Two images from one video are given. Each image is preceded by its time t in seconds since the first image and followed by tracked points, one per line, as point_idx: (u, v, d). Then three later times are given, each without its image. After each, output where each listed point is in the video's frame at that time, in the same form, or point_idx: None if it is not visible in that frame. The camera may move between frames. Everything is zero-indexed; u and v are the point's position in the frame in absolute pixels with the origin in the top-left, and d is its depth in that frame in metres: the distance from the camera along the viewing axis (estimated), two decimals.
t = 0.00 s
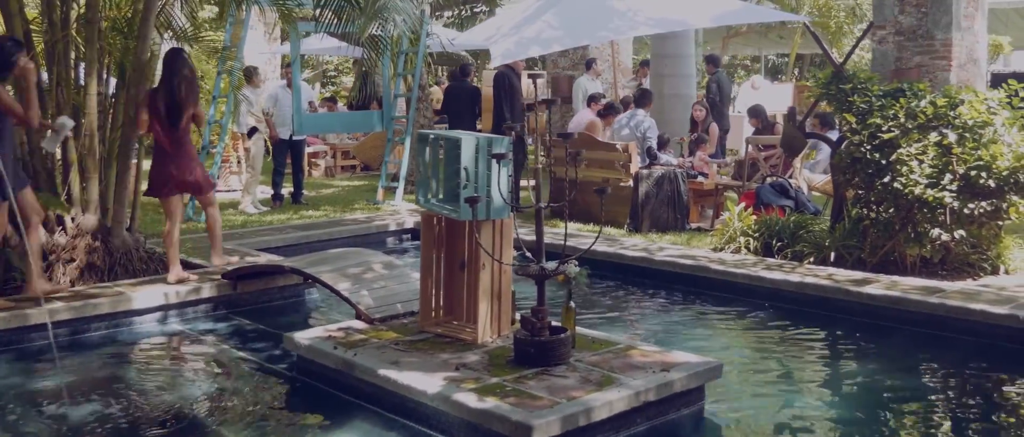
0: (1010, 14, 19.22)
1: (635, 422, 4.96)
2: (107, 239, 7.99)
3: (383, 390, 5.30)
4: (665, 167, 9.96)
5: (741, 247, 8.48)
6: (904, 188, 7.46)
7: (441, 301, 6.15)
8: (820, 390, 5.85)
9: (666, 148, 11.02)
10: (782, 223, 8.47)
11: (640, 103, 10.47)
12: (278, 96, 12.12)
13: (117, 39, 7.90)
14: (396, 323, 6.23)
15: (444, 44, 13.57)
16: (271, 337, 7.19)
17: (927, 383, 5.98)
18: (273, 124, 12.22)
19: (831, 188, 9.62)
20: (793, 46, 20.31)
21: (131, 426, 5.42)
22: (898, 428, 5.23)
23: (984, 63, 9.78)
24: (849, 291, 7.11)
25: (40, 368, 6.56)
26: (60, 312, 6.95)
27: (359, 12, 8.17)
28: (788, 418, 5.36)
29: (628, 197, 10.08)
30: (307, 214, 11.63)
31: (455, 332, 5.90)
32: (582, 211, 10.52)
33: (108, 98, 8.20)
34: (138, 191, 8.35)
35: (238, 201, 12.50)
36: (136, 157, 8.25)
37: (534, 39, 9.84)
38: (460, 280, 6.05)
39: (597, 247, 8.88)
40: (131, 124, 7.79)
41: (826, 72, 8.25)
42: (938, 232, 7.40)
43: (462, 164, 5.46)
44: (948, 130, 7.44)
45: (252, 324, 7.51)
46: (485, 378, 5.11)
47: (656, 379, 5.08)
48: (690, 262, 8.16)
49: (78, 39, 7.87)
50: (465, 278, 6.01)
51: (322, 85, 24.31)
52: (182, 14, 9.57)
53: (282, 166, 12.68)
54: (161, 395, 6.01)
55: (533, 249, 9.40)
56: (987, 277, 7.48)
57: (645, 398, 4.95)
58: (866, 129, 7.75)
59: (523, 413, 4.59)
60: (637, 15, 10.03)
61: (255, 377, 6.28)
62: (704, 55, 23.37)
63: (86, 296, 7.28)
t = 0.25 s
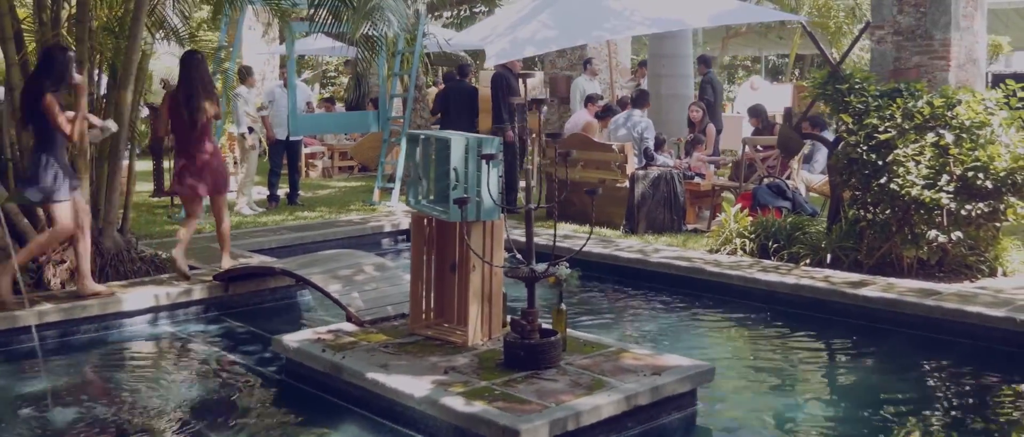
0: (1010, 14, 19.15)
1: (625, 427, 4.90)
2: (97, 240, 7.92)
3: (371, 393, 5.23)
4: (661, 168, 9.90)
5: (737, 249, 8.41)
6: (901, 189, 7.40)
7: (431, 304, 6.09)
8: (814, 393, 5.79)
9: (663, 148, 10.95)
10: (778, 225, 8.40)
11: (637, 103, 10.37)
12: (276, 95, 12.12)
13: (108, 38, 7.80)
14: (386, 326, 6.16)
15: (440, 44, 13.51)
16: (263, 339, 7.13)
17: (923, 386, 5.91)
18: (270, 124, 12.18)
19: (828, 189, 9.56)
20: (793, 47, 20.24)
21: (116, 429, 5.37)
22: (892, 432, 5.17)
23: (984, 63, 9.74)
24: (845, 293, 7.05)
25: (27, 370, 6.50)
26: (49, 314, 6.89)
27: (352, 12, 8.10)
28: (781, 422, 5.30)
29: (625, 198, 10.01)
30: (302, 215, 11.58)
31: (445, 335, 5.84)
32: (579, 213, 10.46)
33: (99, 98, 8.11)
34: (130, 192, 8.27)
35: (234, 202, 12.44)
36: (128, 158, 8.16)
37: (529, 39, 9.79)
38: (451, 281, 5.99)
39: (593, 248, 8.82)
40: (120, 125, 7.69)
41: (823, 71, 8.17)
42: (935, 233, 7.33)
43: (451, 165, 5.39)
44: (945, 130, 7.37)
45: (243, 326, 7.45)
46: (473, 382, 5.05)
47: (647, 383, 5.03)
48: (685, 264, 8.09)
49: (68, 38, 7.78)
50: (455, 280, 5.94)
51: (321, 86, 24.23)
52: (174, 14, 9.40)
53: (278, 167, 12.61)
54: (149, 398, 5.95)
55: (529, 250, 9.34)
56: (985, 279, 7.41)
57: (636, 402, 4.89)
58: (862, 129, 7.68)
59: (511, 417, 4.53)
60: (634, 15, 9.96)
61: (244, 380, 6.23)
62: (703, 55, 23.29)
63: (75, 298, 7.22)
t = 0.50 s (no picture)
0: (1011, 14, 19.07)
1: (615, 431, 4.84)
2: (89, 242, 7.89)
3: (359, 397, 5.18)
4: (658, 169, 9.84)
5: (734, 250, 8.35)
6: (897, 190, 7.33)
7: (423, 306, 6.03)
8: (808, 397, 5.72)
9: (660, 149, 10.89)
10: (775, 226, 8.33)
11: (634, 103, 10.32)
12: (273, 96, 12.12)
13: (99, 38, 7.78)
14: (377, 328, 6.10)
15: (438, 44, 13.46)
16: (254, 342, 7.07)
17: (919, 390, 5.85)
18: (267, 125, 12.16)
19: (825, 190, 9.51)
20: (793, 47, 20.17)
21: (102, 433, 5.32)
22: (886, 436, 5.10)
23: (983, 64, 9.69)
24: (841, 295, 6.98)
25: (15, 373, 6.46)
26: (38, 316, 6.85)
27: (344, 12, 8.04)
28: (774, 426, 5.23)
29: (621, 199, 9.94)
30: (298, 216, 11.53)
31: (436, 338, 5.78)
32: (575, 214, 10.39)
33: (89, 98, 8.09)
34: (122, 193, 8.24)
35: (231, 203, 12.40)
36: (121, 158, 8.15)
37: (525, 39, 9.75)
38: (441, 284, 5.93)
39: (588, 250, 8.76)
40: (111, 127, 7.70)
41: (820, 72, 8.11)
42: (932, 235, 7.26)
43: (441, 165, 5.35)
44: (942, 131, 7.30)
45: (235, 328, 7.39)
46: (462, 385, 4.99)
47: (638, 387, 4.96)
48: (681, 266, 8.03)
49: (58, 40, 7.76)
50: (446, 282, 5.88)
51: (321, 86, 24.17)
52: (166, 14, 9.36)
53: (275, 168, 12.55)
54: (136, 401, 5.90)
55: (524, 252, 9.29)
56: (983, 281, 7.34)
57: (626, 407, 4.83)
58: (859, 130, 7.61)
59: (498, 422, 4.47)
60: (630, 15, 9.89)
61: (233, 383, 6.17)
62: (704, 55, 23.21)
63: (65, 300, 7.18)
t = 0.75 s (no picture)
0: (1012, 14, 19.00)
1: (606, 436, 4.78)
2: (80, 243, 7.84)
3: (347, 401, 5.11)
4: (655, 170, 9.80)
5: (731, 252, 8.28)
6: (895, 191, 7.27)
7: (414, 309, 5.97)
8: (803, 400, 5.66)
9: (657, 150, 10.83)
10: (772, 228, 8.27)
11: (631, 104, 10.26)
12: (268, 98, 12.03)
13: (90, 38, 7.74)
14: (368, 331, 6.04)
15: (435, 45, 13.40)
16: (245, 344, 7.02)
17: (915, 393, 5.78)
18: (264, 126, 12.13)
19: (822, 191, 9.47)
20: (793, 48, 20.12)
21: None
22: None
23: (984, 64, 9.63)
24: (837, 298, 6.91)
25: (4, 376, 6.41)
26: (28, 318, 6.81)
27: (338, 13, 7.99)
28: (767, 430, 5.17)
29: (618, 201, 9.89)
30: (295, 217, 11.47)
31: (426, 341, 5.72)
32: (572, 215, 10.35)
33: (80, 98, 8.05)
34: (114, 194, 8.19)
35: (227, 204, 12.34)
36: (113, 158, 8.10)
37: (521, 40, 9.70)
38: (432, 286, 5.87)
39: (584, 252, 8.69)
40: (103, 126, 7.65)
41: (817, 72, 8.04)
42: (930, 237, 7.20)
43: (430, 167, 5.30)
44: (940, 132, 7.24)
45: (227, 331, 7.34)
46: (451, 389, 4.93)
47: (629, 390, 4.90)
48: (677, 268, 7.96)
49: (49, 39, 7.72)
50: (437, 285, 5.82)
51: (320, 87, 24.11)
52: (160, 14, 9.32)
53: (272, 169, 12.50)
54: (124, 404, 5.84)
55: (520, 253, 9.22)
56: (981, 284, 7.27)
57: (617, 411, 4.77)
58: (856, 131, 7.55)
59: (487, 426, 4.41)
60: (626, 15, 9.84)
61: (223, 386, 6.11)
62: (704, 55, 23.13)
63: (55, 302, 7.13)
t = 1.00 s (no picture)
0: (1015, 14, 18.91)
1: None
2: (73, 245, 7.79)
3: (336, 405, 5.05)
4: (652, 172, 9.73)
5: (728, 254, 8.21)
6: (893, 193, 7.20)
7: (406, 312, 5.91)
8: (798, 404, 5.59)
9: (656, 151, 10.77)
10: (770, 230, 8.20)
11: (628, 105, 10.21)
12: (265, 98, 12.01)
13: (83, 39, 7.69)
14: (359, 334, 5.99)
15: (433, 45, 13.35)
16: (237, 347, 6.96)
17: (913, 397, 5.71)
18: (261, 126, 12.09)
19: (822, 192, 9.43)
20: (794, 48, 20.07)
21: None
22: None
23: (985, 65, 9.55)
24: (835, 301, 6.85)
25: None
26: (19, 320, 6.76)
27: (331, 12, 7.92)
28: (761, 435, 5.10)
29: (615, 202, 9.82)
30: (291, 218, 11.42)
31: (418, 344, 5.66)
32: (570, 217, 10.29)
33: (73, 99, 8.00)
34: (107, 195, 8.14)
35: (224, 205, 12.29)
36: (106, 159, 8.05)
37: (518, 40, 9.65)
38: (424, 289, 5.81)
39: (581, 254, 8.63)
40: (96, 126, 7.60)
41: (815, 73, 7.97)
42: (929, 239, 7.13)
43: (421, 169, 5.24)
44: (939, 134, 7.17)
45: (219, 333, 7.29)
46: (441, 393, 4.87)
47: (621, 395, 4.84)
48: (674, 270, 7.90)
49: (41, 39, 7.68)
50: (428, 287, 5.76)
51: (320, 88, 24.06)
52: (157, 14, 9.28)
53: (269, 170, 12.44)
54: (113, 408, 5.79)
55: (517, 255, 9.16)
56: (981, 286, 7.20)
57: (609, 416, 4.70)
58: (854, 132, 7.48)
59: (476, 431, 4.34)
60: (624, 15, 9.77)
61: (212, 390, 6.06)
62: (705, 56, 23.06)
63: (46, 304, 7.09)
